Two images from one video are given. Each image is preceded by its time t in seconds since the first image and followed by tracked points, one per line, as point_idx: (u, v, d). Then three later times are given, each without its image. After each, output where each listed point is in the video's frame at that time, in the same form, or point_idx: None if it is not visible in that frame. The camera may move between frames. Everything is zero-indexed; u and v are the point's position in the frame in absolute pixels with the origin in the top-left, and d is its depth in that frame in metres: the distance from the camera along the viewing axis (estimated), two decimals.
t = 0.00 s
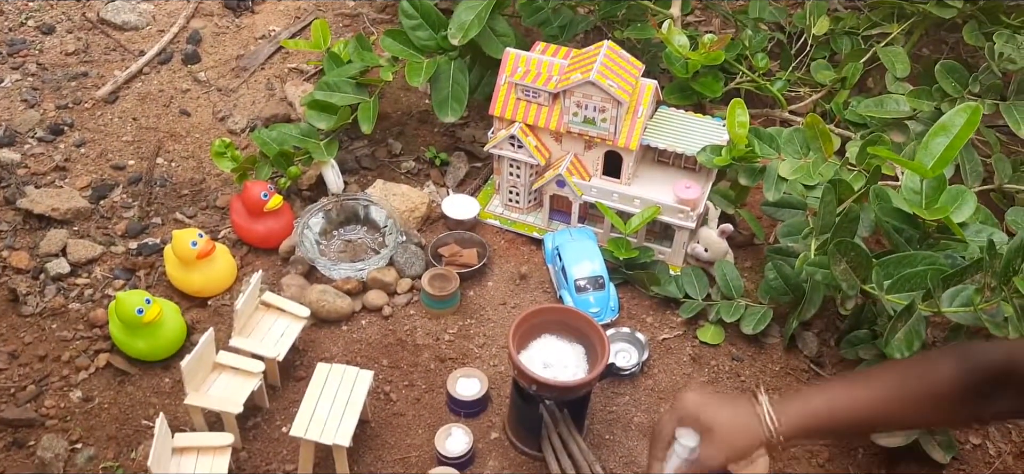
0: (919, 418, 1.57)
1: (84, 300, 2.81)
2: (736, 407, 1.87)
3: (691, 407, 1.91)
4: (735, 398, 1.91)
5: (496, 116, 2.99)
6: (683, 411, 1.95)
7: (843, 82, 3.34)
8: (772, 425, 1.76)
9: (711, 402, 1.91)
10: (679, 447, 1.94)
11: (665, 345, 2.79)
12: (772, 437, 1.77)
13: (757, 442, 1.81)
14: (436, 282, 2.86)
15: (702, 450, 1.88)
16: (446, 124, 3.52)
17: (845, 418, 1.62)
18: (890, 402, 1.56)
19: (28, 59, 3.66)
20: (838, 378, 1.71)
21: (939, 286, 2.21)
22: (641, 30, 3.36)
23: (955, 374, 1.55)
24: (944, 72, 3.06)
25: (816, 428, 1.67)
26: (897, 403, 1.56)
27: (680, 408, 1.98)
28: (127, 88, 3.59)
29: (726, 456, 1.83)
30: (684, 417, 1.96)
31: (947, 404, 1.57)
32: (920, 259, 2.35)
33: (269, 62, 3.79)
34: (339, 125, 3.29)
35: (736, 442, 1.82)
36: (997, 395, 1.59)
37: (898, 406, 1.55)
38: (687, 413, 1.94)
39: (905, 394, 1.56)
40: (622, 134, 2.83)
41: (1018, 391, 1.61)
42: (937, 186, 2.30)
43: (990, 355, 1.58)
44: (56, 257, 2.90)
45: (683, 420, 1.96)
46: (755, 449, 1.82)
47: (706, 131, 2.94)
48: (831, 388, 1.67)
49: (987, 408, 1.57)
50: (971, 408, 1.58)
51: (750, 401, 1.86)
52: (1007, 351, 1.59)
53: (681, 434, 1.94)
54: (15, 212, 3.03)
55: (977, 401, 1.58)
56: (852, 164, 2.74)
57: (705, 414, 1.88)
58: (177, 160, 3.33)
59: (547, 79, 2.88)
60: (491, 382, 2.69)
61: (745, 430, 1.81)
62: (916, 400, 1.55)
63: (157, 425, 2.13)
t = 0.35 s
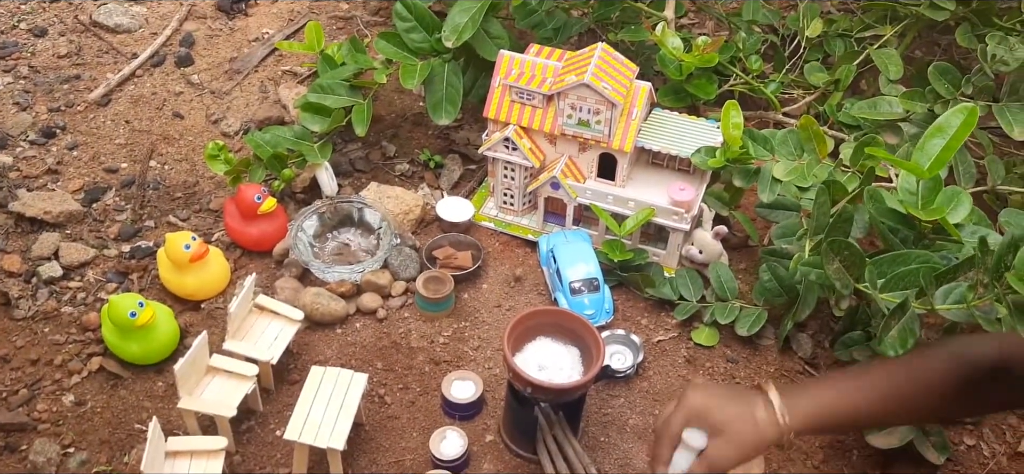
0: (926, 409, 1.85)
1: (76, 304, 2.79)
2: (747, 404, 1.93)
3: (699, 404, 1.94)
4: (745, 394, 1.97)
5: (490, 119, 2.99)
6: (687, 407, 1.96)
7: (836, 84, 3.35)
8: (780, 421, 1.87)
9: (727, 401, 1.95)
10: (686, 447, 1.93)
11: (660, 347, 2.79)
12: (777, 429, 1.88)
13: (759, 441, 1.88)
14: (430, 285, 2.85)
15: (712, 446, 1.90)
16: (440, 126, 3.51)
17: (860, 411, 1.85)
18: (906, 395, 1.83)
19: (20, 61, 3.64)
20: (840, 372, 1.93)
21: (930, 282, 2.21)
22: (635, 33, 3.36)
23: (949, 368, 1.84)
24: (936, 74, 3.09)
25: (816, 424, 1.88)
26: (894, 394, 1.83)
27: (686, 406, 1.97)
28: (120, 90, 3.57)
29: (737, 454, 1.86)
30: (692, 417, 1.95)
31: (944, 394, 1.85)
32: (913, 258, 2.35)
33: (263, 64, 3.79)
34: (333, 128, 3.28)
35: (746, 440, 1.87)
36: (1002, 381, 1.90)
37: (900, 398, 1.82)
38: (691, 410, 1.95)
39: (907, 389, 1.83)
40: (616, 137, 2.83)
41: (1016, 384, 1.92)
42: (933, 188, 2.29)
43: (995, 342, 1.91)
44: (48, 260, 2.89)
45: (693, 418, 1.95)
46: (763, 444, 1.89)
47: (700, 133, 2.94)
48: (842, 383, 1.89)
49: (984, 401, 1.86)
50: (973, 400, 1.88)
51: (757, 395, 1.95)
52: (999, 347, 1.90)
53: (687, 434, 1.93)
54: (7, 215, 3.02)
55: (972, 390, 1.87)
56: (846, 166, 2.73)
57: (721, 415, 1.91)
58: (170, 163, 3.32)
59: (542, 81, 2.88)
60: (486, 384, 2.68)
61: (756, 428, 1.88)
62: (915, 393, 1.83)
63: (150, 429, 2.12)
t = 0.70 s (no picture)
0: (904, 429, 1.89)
1: (69, 305, 2.78)
2: (715, 447, 1.92)
3: (671, 453, 1.90)
4: (711, 434, 1.97)
5: (485, 119, 2.99)
6: (659, 455, 1.94)
7: (829, 84, 3.37)
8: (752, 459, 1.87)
9: (695, 445, 1.92)
10: None
11: (655, 346, 2.80)
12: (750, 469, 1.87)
13: None
14: (425, 285, 2.85)
15: None
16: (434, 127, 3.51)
17: (841, 431, 1.85)
18: (883, 414, 1.86)
19: (12, 62, 3.62)
20: (829, 393, 1.94)
21: (929, 282, 2.19)
22: (629, 32, 3.37)
23: (945, 379, 1.87)
24: (929, 73, 3.09)
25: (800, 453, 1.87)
26: (867, 416, 1.86)
27: (659, 454, 1.95)
28: (113, 91, 3.56)
29: None
30: (665, 464, 1.92)
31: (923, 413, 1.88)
32: (911, 257, 2.35)
33: (256, 65, 3.78)
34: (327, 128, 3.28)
35: None
36: (973, 397, 1.91)
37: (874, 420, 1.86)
38: (666, 459, 1.92)
39: (889, 407, 1.86)
40: (610, 136, 2.83)
41: (1002, 394, 1.90)
42: (926, 186, 2.30)
43: (968, 355, 1.89)
44: (41, 261, 2.87)
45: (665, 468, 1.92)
46: None
47: (694, 132, 2.94)
48: (832, 407, 1.89)
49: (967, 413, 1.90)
50: (953, 411, 1.90)
51: (726, 436, 1.95)
52: (973, 358, 1.88)
53: None
54: None
55: (964, 401, 1.91)
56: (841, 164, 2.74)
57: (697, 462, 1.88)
58: (163, 164, 3.30)
59: (536, 81, 2.88)
60: (481, 384, 2.68)
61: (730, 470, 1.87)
62: (897, 410, 1.86)
63: (144, 431, 2.11)
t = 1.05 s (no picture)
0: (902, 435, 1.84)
1: (58, 307, 2.75)
2: (707, 453, 1.93)
3: (662, 456, 1.93)
4: (707, 442, 1.99)
5: (476, 118, 2.98)
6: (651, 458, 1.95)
7: (820, 82, 3.38)
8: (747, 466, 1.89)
9: (688, 447, 1.96)
10: None
11: (648, 345, 2.80)
12: None
13: None
14: (416, 285, 2.84)
15: None
16: (425, 126, 3.50)
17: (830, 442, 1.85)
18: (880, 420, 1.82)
19: None
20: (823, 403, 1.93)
21: (923, 275, 2.22)
22: (620, 31, 3.36)
23: (941, 383, 1.82)
24: (919, 71, 3.12)
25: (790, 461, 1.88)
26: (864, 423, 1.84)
27: (651, 456, 1.96)
28: (102, 91, 3.53)
29: None
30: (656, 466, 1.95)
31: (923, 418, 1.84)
32: (903, 251, 2.36)
33: (246, 64, 3.76)
34: (318, 128, 3.26)
35: None
36: (964, 402, 1.84)
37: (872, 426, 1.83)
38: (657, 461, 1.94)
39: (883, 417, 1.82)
40: (602, 135, 2.83)
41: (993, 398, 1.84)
42: (917, 182, 2.30)
43: (964, 359, 1.84)
44: (30, 262, 2.85)
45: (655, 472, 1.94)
46: None
47: (685, 130, 2.95)
48: (819, 417, 1.89)
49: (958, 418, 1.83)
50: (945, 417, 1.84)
51: (720, 444, 1.97)
52: (964, 364, 1.84)
53: None
54: None
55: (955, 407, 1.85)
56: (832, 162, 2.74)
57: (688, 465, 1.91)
58: (153, 164, 3.28)
59: (527, 80, 2.87)
60: (474, 384, 2.67)
61: None
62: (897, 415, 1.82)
63: (135, 433, 2.09)
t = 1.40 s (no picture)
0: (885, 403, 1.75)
1: (46, 307, 2.73)
2: (711, 401, 1.98)
3: (667, 403, 2.00)
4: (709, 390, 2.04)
5: (468, 116, 2.98)
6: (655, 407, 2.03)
7: (811, 79, 3.39)
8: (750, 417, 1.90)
9: (691, 397, 2.01)
10: (656, 444, 1.93)
11: (640, 343, 2.80)
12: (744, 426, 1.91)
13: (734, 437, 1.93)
14: (408, 284, 2.83)
15: (680, 442, 1.94)
16: (416, 124, 3.49)
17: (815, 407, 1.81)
18: (859, 388, 1.76)
19: None
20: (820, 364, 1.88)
21: (911, 269, 2.22)
22: (611, 29, 3.36)
23: (932, 356, 1.72)
24: (911, 69, 3.13)
25: (784, 414, 1.87)
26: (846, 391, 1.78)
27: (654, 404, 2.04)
28: (90, 90, 3.50)
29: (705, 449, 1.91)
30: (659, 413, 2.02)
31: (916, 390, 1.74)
32: (892, 247, 2.37)
33: (235, 62, 3.73)
34: (308, 126, 3.24)
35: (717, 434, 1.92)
36: (960, 377, 1.72)
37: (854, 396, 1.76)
38: (660, 407, 2.02)
39: (870, 389, 1.75)
40: (594, 133, 2.82)
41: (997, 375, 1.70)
42: (906, 180, 2.32)
43: (958, 335, 1.73)
44: (18, 263, 2.82)
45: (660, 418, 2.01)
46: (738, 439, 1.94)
47: (677, 128, 2.95)
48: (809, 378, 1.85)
49: (953, 392, 1.71)
50: (937, 392, 1.72)
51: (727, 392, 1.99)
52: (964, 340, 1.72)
53: (656, 430, 1.94)
54: None
55: (953, 382, 1.72)
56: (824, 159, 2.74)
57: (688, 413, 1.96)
58: (142, 163, 3.26)
59: (519, 77, 2.87)
60: (467, 383, 2.67)
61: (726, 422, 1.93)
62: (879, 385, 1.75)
63: (125, 433, 2.07)
